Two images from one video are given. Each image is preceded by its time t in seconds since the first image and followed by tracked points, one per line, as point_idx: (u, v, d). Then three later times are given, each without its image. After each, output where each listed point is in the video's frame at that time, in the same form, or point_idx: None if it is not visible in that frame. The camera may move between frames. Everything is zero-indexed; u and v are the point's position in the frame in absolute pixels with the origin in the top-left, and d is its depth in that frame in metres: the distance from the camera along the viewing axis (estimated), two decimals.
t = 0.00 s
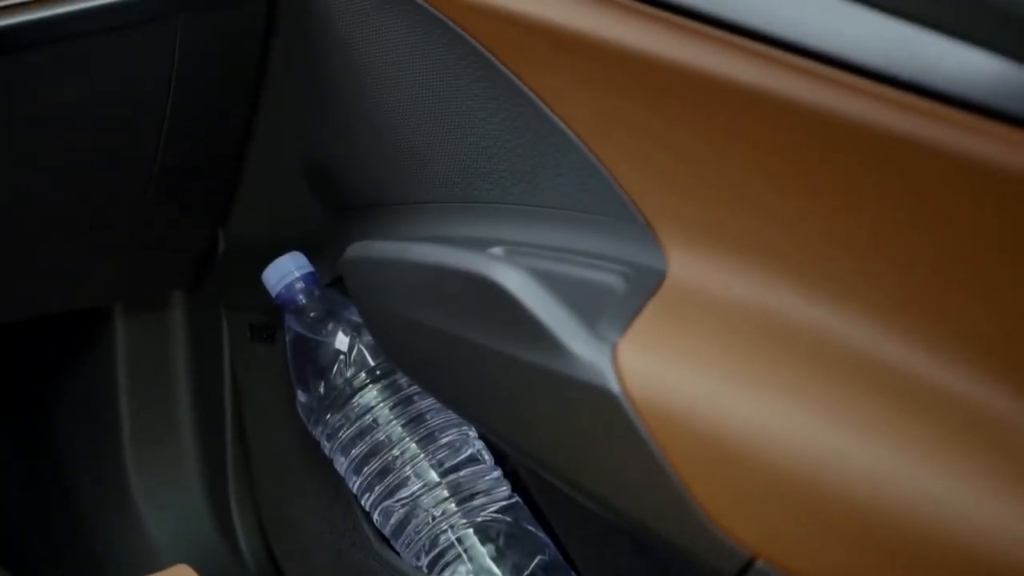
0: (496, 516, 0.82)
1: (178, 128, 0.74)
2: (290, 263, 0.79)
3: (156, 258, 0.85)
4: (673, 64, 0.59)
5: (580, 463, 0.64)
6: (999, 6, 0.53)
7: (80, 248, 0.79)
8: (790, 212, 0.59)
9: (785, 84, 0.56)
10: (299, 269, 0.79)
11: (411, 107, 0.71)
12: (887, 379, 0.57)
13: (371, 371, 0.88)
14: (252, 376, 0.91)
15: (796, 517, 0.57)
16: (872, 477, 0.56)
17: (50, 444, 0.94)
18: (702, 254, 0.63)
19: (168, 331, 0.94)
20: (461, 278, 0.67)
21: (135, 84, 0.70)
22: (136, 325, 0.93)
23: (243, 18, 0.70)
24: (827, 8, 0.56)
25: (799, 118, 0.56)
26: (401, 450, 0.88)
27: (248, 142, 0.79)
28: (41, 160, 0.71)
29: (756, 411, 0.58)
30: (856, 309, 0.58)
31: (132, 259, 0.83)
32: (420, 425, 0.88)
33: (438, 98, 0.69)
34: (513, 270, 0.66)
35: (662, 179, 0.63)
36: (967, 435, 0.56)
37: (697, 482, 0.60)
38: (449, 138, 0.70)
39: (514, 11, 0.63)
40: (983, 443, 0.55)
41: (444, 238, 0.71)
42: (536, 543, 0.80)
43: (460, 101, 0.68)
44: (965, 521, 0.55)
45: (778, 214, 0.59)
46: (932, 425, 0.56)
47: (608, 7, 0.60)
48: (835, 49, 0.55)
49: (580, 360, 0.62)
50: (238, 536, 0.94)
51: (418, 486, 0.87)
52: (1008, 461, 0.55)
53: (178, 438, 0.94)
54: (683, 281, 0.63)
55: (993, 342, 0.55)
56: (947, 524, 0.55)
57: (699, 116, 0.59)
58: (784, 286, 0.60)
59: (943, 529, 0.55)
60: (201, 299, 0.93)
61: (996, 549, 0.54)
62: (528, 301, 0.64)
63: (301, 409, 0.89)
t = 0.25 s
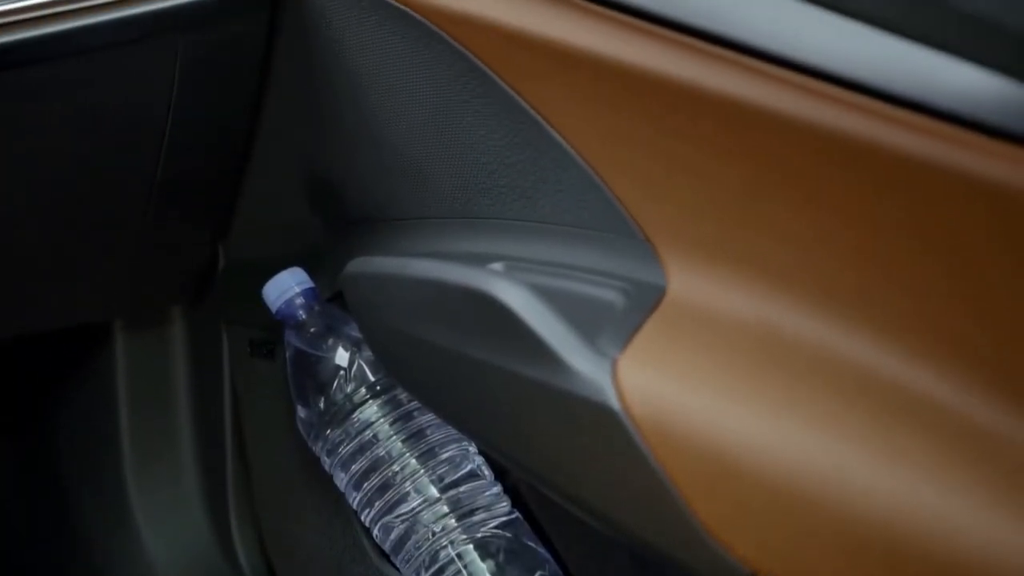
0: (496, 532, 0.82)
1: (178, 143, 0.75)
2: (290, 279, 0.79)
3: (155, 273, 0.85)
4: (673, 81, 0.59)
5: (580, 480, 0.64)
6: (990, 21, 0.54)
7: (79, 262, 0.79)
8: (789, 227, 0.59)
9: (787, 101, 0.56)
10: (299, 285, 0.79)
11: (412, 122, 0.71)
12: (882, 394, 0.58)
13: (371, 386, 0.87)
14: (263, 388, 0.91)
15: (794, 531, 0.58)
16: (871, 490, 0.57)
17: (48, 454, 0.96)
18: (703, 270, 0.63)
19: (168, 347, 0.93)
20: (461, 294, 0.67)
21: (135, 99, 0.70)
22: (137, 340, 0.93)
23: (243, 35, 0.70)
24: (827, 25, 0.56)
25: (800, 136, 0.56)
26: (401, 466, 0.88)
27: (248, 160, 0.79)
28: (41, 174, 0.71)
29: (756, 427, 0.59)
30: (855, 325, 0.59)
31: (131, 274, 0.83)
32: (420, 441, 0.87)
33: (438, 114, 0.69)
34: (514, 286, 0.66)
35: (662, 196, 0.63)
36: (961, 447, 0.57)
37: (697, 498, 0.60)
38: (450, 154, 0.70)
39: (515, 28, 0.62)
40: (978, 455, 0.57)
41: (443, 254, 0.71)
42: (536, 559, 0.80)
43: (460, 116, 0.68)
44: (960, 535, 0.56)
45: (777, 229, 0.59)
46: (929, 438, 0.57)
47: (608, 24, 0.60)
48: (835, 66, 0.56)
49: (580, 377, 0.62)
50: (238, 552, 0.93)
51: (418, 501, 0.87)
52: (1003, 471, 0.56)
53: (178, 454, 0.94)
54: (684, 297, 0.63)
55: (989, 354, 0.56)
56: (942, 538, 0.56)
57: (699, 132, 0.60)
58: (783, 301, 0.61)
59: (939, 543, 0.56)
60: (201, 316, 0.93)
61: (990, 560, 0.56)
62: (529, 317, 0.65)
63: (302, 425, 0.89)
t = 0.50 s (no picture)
0: (497, 550, 0.82)
1: (179, 162, 0.75)
2: (291, 295, 0.79)
3: (156, 291, 0.85)
4: (672, 99, 0.59)
5: (581, 500, 0.64)
6: (994, 44, 0.54)
7: (80, 281, 0.79)
8: (789, 245, 0.59)
9: (784, 120, 0.56)
10: (300, 301, 0.79)
11: (412, 140, 0.71)
12: (882, 413, 0.58)
13: (371, 404, 0.87)
14: (259, 409, 0.92)
15: (796, 554, 0.57)
16: (874, 516, 0.56)
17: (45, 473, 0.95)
18: (702, 288, 0.63)
19: (170, 365, 0.95)
20: (461, 311, 0.67)
21: (136, 118, 0.70)
22: (139, 356, 0.95)
23: (245, 52, 0.71)
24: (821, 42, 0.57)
25: (798, 155, 0.56)
26: (401, 483, 0.88)
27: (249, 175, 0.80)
28: (43, 193, 0.71)
29: (756, 446, 0.59)
30: (854, 343, 0.59)
31: (131, 291, 0.83)
32: (420, 458, 0.87)
33: (438, 132, 0.70)
34: (513, 303, 0.66)
35: (661, 214, 0.63)
36: (965, 468, 0.57)
37: (697, 518, 0.60)
38: (450, 171, 0.71)
39: (514, 45, 0.63)
40: (980, 478, 0.56)
41: (444, 271, 0.72)
42: None
43: (461, 135, 0.69)
44: (969, 558, 0.55)
45: (776, 248, 0.60)
46: (929, 460, 0.57)
47: (607, 42, 0.61)
48: (831, 84, 0.56)
49: (580, 396, 0.62)
50: None
51: (418, 519, 0.87)
52: (1005, 496, 0.56)
53: (178, 470, 0.95)
54: (683, 314, 0.64)
55: (991, 377, 0.56)
56: (950, 562, 0.55)
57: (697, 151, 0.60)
58: (782, 319, 0.61)
59: (946, 566, 0.55)
60: (200, 332, 0.94)
61: None
62: (528, 335, 0.64)
63: (302, 442, 0.90)
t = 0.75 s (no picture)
0: (497, 566, 0.81)
1: (180, 179, 0.75)
2: (291, 311, 0.79)
3: (156, 309, 0.85)
4: (669, 117, 0.59)
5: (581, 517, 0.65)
6: (988, 61, 0.54)
7: (81, 299, 0.79)
8: (789, 261, 0.59)
9: (782, 136, 0.56)
10: (300, 317, 0.79)
11: (412, 156, 0.71)
12: (882, 431, 0.58)
13: (371, 420, 0.88)
14: (254, 428, 0.93)
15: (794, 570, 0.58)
16: (873, 532, 0.56)
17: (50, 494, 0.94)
18: (702, 305, 0.63)
19: (170, 381, 0.95)
20: (461, 328, 0.67)
21: (136, 136, 0.70)
22: (138, 373, 0.94)
23: (244, 69, 0.71)
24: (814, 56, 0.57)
25: (795, 172, 0.57)
26: (401, 499, 0.88)
27: (249, 193, 0.80)
28: (42, 211, 0.71)
29: (756, 463, 0.59)
30: (855, 361, 0.59)
31: (132, 307, 0.83)
32: (420, 475, 0.88)
33: (438, 148, 0.70)
34: (513, 320, 0.66)
35: (659, 230, 0.63)
36: (965, 486, 0.57)
37: (697, 534, 0.60)
38: (450, 187, 0.71)
39: (512, 62, 0.63)
40: (981, 495, 0.56)
41: (444, 287, 0.72)
42: None
43: (460, 151, 0.69)
44: None
45: (775, 265, 0.60)
46: (929, 477, 0.57)
47: (604, 58, 0.61)
48: (826, 100, 0.56)
49: (580, 413, 0.62)
50: None
51: (418, 535, 0.87)
52: (1005, 514, 0.56)
53: (177, 487, 0.94)
54: (683, 331, 0.64)
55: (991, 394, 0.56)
56: None
57: (695, 168, 0.60)
58: (783, 335, 0.61)
59: None
60: (200, 347, 0.94)
61: None
62: (528, 352, 0.65)
63: (302, 458, 0.90)
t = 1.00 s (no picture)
0: None
1: (179, 199, 0.75)
2: (291, 330, 0.79)
3: (157, 327, 0.85)
4: (668, 136, 0.59)
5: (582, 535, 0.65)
6: (987, 80, 0.53)
7: (81, 317, 0.79)
8: (788, 280, 0.59)
9: (781, 156, 0.56)
10: (300, 336, 0.79)
11: (412, 175, 0.71)
12: (879, 448, 0.59)
13: (371, 438, 0.88)
14: (253, 444, 0.93)
15: None
16: (873, 551, 0.56)
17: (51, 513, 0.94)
18: (702, 324, 0.64)
19: (169, 400, 0.95)
20: (460, 346, 0.68)
21: (138, 154, 0.71)
22: (137, 391, 0.94)
23: (245, 88, 0.72)
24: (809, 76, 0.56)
25: (794, 192, 0.57)
26: (401, 517, 0.88)
27: (249, 211, 0.80)
28: (41, 232, 0.71)
29: (755, 482, 0.59)
30: (854, 381, 0.60)
31: (132, 325, 0.83)
32: (420, 493, 0.88)
33: (438, 167, 0.70)
34: (512, 338, 0.66)
35: (658, 250, 0.64)
36: (964, 505, 0.57)
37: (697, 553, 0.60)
38: (450, 206, 0.71)
39: (511, 81, 0.64)
40: (980, 514, 0.56)
41: (445, 305, 0.72)
42: None
43: (460, 170, 0.69)
44: None
45: (774, 284, 0.60)
46: (928, 496, 0.57)
47: (602, 78, 0.61)
48: (825, 120, 0.56)
49: (580, 432, 0.63)
50: None
51: (418, 553, 0.87)
52: (1005, 535, 0.56)
53: (177, 505, 0.94)
54: (683, 350, 0.64)
55: (990, 411, 0.56)
56: None
57: (693, 187, 0.60)
58: (782, 353, 0.62)
59: None
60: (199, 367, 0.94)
61: None
62: (527, 370, 0.65)
63: (302, 476, 0.91)
